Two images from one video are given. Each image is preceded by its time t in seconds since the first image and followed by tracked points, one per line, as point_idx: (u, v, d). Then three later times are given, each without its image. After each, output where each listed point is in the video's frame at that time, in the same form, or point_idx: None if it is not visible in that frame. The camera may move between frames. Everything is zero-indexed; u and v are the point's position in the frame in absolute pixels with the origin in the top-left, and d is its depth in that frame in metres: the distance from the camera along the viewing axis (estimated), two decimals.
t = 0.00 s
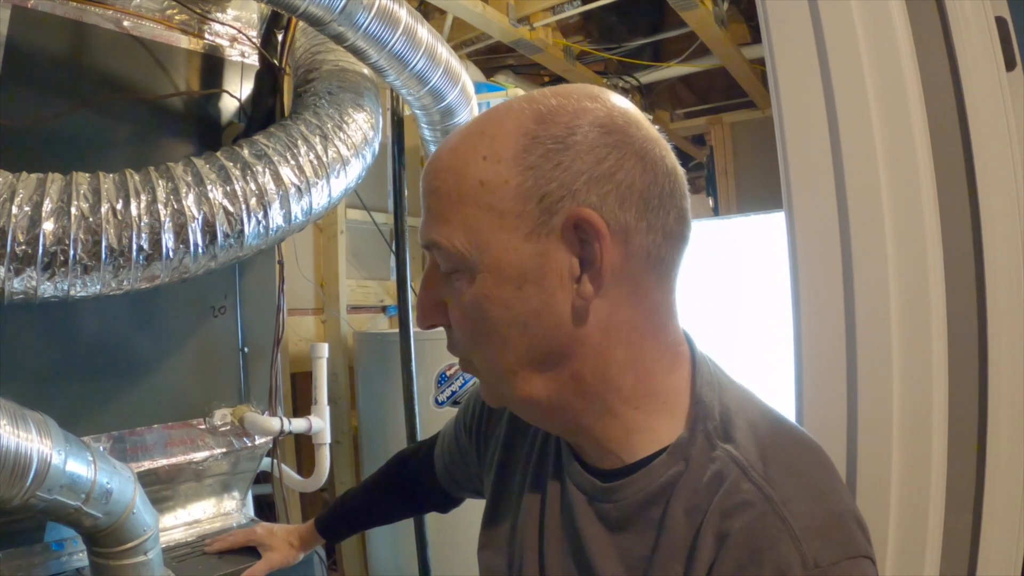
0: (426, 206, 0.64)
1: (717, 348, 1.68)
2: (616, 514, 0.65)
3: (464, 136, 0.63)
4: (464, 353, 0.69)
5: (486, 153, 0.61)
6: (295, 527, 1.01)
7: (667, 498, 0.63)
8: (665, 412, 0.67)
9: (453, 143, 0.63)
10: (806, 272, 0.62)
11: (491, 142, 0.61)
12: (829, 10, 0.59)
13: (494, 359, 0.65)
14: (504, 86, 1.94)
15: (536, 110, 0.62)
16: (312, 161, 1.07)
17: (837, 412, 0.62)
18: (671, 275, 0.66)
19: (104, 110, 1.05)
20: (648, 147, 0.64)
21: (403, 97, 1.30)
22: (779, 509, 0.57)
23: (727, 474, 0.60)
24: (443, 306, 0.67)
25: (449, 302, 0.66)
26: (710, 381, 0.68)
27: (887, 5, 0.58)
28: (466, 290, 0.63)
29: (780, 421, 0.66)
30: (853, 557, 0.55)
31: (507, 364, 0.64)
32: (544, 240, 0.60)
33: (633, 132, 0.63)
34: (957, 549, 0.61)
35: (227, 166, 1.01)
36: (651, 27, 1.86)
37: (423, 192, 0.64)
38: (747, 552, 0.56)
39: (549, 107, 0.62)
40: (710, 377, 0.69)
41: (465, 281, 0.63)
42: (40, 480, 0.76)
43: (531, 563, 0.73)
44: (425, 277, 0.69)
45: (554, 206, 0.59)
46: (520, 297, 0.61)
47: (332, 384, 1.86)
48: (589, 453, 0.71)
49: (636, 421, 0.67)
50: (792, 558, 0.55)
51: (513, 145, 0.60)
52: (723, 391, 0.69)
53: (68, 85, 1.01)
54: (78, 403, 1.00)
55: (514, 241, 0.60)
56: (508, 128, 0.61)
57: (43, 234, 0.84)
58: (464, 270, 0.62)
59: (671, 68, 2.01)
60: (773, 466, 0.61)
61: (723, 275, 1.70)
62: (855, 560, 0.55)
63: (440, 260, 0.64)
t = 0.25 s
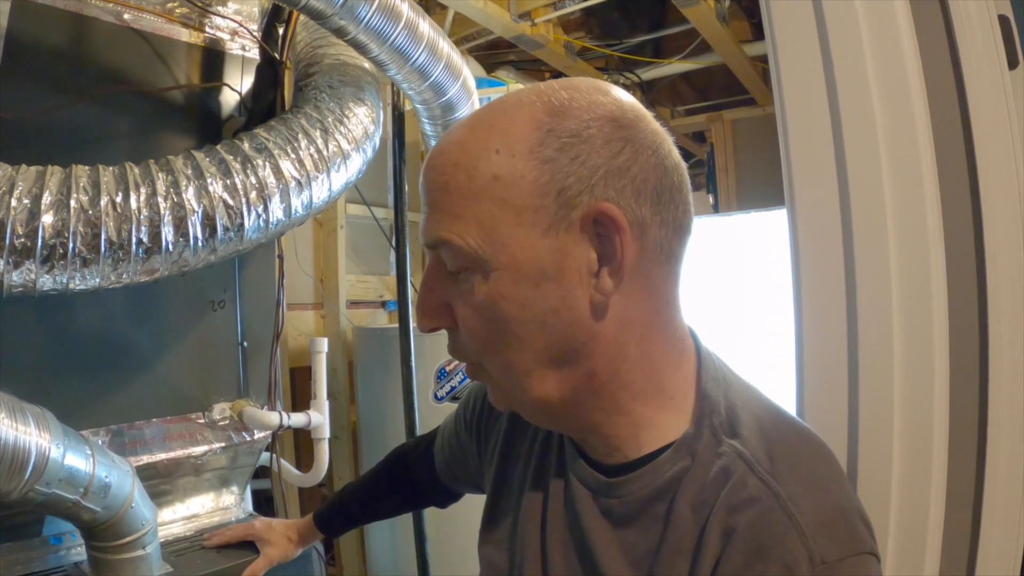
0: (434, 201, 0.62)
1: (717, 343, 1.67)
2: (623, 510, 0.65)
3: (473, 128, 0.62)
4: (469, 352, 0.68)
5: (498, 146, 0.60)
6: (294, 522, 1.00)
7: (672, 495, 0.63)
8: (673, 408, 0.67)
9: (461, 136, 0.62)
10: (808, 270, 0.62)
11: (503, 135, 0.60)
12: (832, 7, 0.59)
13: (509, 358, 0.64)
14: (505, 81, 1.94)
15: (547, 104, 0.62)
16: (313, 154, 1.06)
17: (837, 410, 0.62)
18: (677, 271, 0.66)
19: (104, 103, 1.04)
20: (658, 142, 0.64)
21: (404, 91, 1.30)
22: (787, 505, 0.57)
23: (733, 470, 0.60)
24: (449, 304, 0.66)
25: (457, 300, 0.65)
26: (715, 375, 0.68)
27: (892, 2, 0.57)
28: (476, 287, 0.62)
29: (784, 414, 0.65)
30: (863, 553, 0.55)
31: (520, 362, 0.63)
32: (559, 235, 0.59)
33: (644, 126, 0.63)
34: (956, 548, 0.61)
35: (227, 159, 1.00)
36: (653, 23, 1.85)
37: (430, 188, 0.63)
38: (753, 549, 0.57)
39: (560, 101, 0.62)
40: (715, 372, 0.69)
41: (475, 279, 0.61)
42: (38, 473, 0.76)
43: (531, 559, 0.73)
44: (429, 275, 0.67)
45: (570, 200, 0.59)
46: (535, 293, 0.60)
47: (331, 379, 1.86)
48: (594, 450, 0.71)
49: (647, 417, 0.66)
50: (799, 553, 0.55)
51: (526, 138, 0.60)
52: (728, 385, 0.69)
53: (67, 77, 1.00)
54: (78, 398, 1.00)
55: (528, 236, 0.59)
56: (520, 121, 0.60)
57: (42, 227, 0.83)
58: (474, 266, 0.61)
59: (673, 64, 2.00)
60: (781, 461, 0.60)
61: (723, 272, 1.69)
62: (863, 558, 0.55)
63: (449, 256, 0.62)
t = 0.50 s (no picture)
0: (430, 202, 0.62)
1: (716, 344, 1.67)
2: (623, 509, 0.65)
3: (468, 129, 0.62)
4: (469, 352, 0.68)
5: (493, 147, 0.60)
6: (293, 522, 1.00)
7: (672, 495, 0.63)
8: (673, 407, 0.67)
9: (457, 137, 0.62)
10: (807, 270, 0.62)
11: (499, 136, 0.60)
12: (832, 7, 0.59)
13: (507, 360, 0.64)
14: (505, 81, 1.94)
15: (543, 103, 0.62)
16: (313, 153, 1.06)
17: (836, 410, 0.63)
18: (677, 271, 0.66)
19: (103, 102, 1.04)
20: (656, 140, 0.64)
21: (404, 91, 1.30)
22: (787, 506, 0.57)
23: (734, 470, 0.60)
24: (448, 305, 0.67)
25: (455, 301, 0.65)
26: (716, 375, 0.68)
27: (891, 3, 0.57)
28: (474, 289, 0.62)
29: (785, 414, 0.66)
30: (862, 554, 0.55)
31: (518, 363, 0.64)
32: (556, 235, 0.59)
33: (642, 125, 0.63)
34: (955, 548, 0.61)
35: (227, 158, 1.00)
36: (652, 23, 1.85)
37: (426, 189, 0.63)
38: (754, 548, 0.57)
39: (555, 100, 0.62)
40: (716, 372, 0.69)
41: (473, 281, 0.62)
42: (37, 472, 0.76)
43: (531, 558, 0.73)
44: (427, 276, 0.68)
45: (566, 200, 0.59)
46: (533, 294, 0.60)
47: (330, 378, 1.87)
48: (594, 449, 0.72)
49: (645, 417, 0.66)
50: (799, 554, 0.55)
51: (521, 139, 0.60)
52: (729, 385, 0.68)
53: (66, 76, 1.00)
54: (77, 397, 1.00)
55: (524, 238, 0.59)
56: (516, 121, 0.61)
57: (41, 226, 0.83)
58: (471, 268, 0.61)
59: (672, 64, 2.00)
60: (781, 461, 0.60)
61: (723, 272, 1.70)
62: (863, 558, 0.55)
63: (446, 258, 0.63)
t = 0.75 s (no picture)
0: (418, 219, 0.63)
1: (716, 346, 1.66)
2: (621, 513, 0.65)
3: (449, 143, 0.62)
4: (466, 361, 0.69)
5: (475, 160, 0.60)
6: (291, 523, 1.00)
7: (671, 499, 0.63)
8: (667, 409, 0.67)
9: (439, 152, 0.62)
10: (806, 272, 0.62)
11: (480, 148, 0.60)
12: (830, 8, 0.59)
13: (503, 369, 0.65)
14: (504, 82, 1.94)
15: (522, 112, 0.62)
16: (311, 155, 1.06)
17: (834, 411, 0.63)
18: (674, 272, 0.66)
19: (102, 103, 1.04)
20: (642, 141, 0.64)
21: (402, 92, 1.30)
22: (785, 509, 0.58)
23: (732, 473, 0.61)
24: (444, 316, 0.67)
25: (449, 313, 0.66)
26: (715, 378, 0.68)
27: (889, 3, 0.57)
28: (466, 301, 0.63)
29: (783, 416, 0.66)
30: (860, 558, 0.55)
31: (513, 372, 0.64)
32: (544, 244, 0.60)
33: (626, 127, 0.63)
34: (953, 548, 0.61)
35: (226, 160, 1.00)
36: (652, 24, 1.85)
37: (413, 205, 0.63)
38: (753, 549, 0.57)
39: (535, 107, 0.62)
40: (714, 374, 0.69)
41: (465, 292, 0.62)
42: (37, 473, 0.76)
43: (530, 559, 0.73)
44: (421, 288, 0.68)
45: (552, 209, 0.59)
46: (524, 303, 0.61)
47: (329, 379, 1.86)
48: (592, 451, 0.72)
49: (638, 421, 0.67)
50: (798, 558, 0.55)
51: (503, 150, 0.60)
52: (728, 388, 0.69)
53: (65, 77, 1.00)
54: (76, 398, 1.00)
55: (512, 249, 0.59)
56: (496, 132, 0.61)
57: (40, 227, 0.83)
58: (462, 280, 0.62)
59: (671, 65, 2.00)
60: (779, 464, 0.61)
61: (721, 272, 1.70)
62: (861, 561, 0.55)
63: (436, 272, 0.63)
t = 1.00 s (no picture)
0: (421, 225, 0.63)
1: (715, 351, 1.66)
2: (619, 515, 0.66)
3: (451, 150, 0.62)
4: (469, 366, 0.69)
5: (478, 166, 0.60)
6: (290, 527, 1.00)
7: (670, 502, 0.63)
8: (667, 412, 0.67)
9: (441, 158, 0.62)
10: (802, 275, 0.63)
11: (483, 155, 0.61)
12: (826, 13, 0.59)
13: (506, 374, 0.65)
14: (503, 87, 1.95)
15: (524, 118, 0.62)
16: (310, 160, 1.07)
17: (832, 414, 0.63)
18: (672, 276, 0.67)
19: (103, 109, 1.05)
20: (642, 147, 0.64)
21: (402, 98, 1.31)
22: (784, 513, 0.58)
23: (731, 476, 0.61)
24: (446, 322, 0.67)
25: (452, 319, 0.66)
26: (713, 382, 0.69)
27: (884, 8, 0.58)
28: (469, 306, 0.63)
29: (780, 419, 0.66)
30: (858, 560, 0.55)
31: (517, 376, 0.65)
32: (546, 249, 0.60)
33: (626, 133, 0.64)
34: (951, 549, 0.61)
35: (225, 166, 1.01)
36: (650, 29, 1.86)
37: (415, 212, 0.64)
38: (752, 552, 0.57)
39: (536, 114, 0.62)
40: (713, 378, 0.69)
41: (468, 298, 0.63)
42: (37, 478, 0.76)
43: (529, 563, 0.73)
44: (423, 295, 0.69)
45: (555, 214, 0.60)
46: (526, 308, 0.61)
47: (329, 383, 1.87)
48: (592, 454, 0.72)
49: (640, 424, 0.67)
50: (796, 559, 0.55)
51: (505, 156, 0.60)
52: (726, 392, 0.69)
53: (66, 83, 1.01)
54: (75, 403, 1.00)
55: (514, 255, 0.60)
56: (498, 139, 0.61)
57: (41, 233, 0.83)
58: (465, 286, 0.62)
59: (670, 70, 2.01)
60: (777, 467, 0.61)
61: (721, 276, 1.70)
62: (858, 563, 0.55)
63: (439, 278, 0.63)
